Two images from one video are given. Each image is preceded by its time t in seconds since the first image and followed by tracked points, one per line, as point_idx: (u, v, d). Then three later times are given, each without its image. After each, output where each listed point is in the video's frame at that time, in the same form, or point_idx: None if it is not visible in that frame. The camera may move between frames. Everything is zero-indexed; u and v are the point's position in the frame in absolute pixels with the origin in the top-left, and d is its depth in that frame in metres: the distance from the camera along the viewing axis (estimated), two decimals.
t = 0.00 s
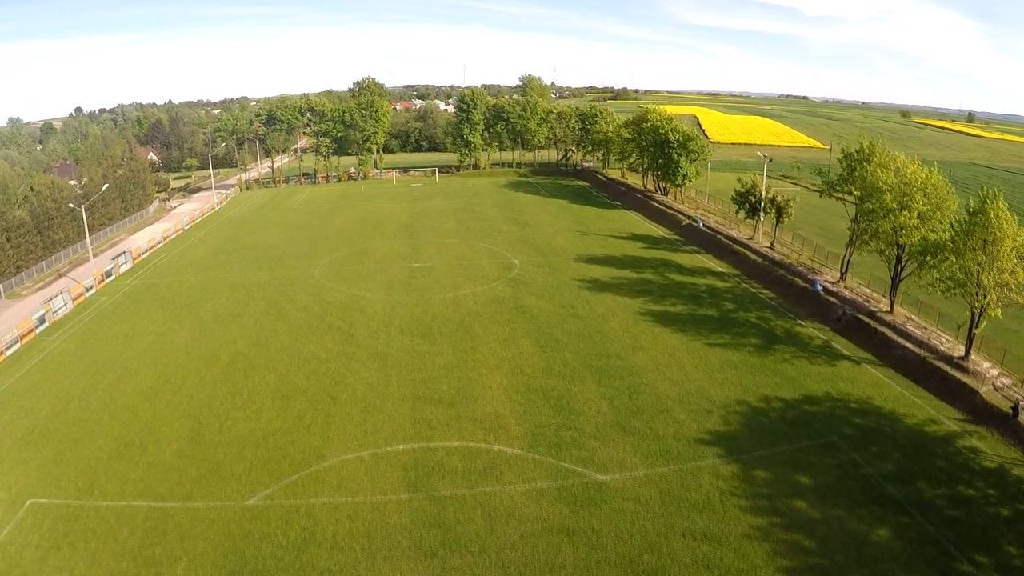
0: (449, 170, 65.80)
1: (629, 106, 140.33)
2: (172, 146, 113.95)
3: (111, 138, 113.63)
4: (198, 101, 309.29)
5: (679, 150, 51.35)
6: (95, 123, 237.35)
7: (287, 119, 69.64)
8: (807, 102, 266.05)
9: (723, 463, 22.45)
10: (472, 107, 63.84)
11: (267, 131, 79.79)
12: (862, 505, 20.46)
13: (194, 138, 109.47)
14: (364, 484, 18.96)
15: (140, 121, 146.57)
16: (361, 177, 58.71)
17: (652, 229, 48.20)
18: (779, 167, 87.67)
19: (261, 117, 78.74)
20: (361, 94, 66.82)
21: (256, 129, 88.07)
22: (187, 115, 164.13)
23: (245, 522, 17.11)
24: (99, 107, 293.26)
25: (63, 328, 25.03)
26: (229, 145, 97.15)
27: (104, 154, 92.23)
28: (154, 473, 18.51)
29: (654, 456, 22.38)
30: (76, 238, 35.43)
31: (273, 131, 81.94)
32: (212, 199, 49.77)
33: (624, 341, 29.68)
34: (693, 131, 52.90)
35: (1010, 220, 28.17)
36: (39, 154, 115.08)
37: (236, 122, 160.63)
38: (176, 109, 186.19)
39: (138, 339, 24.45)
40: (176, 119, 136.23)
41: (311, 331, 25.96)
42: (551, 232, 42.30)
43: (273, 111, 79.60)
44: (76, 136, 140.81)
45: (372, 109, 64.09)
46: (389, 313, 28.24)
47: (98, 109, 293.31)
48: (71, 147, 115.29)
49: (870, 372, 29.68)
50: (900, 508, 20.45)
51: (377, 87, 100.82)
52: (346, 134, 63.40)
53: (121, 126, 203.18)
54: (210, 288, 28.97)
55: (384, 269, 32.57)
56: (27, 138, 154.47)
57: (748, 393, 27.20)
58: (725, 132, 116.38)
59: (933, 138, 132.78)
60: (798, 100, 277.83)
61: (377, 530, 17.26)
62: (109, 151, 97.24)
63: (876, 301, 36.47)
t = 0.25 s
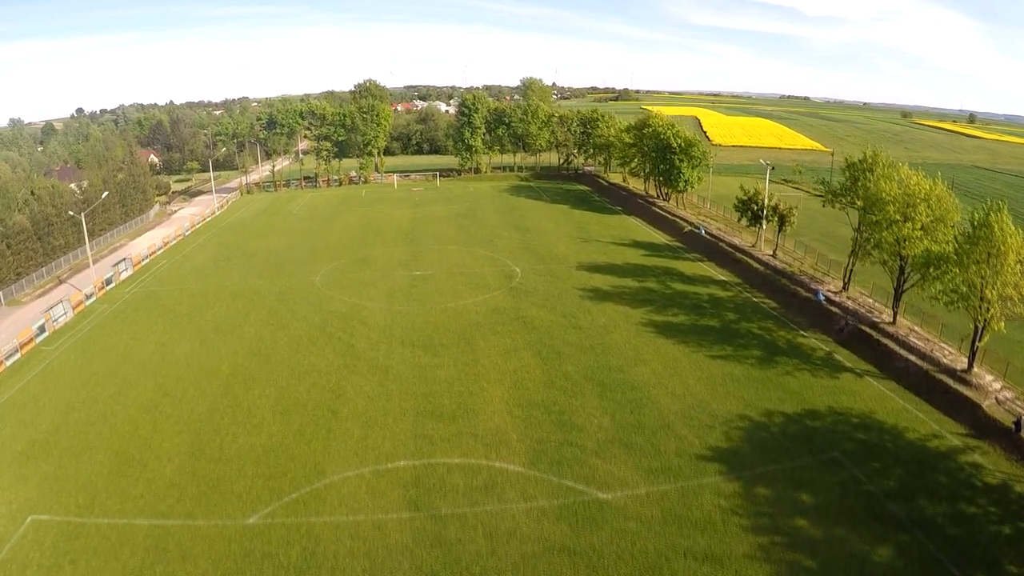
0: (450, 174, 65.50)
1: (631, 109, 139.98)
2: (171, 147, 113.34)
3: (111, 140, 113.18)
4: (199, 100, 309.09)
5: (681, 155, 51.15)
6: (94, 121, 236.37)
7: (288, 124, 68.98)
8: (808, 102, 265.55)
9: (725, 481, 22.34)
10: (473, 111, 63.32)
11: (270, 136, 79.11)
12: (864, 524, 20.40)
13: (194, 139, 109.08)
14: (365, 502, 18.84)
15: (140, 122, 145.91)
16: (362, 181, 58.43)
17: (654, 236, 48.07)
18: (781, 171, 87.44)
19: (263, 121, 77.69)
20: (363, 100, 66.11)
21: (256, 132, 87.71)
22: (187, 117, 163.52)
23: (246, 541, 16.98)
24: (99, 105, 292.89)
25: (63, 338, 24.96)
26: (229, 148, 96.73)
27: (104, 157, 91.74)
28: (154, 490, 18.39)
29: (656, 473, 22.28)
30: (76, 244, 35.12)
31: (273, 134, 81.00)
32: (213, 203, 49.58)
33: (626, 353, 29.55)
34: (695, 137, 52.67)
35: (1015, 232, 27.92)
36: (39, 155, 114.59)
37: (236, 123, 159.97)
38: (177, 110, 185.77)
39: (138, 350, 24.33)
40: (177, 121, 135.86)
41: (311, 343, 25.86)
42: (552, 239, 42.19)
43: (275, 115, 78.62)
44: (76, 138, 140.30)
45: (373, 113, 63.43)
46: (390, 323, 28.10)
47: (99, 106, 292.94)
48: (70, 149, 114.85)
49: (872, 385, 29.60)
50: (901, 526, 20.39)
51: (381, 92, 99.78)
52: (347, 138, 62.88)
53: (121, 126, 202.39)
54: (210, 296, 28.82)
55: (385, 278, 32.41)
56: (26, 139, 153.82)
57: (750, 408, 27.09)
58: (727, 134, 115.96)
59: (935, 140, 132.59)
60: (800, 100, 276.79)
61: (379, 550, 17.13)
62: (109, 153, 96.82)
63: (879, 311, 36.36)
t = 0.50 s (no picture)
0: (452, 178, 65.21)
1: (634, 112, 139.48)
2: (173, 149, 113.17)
3: (113, 141, 112.97)
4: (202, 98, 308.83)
5: (684, 161, 50.89)
6: (97, 120, 236.23)
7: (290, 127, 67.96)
8: (811, 103, 264.78)
9: (727, 498, 22.10)
10: (476, 115, 62.89)
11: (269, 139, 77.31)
12: (866, 543, 20.22)
13: (196, 141, 108.70)
14: (367, 520, 18.65)
15: (142, 123, 145.63)
16: (364, 185, 58.15)
17: (656, 243, 47.86)
18: (784, 176, 87.12)
19: (263, 125, 75.96)
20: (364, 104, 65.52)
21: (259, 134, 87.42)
22: (190, 118, 163.13)
23: (247, 560, 16.79)
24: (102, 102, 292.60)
25: (64, 347, 24.88)
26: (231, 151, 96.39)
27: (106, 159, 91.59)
28: (156, 507, 18.24)
29: (659, 491, 22.02)
30: (77, 250, 34.90)
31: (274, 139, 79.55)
32: (215, 207, 49.41)
33: (628, 366, 29.40)
34: (699, 142, 52.38)
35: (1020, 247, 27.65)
36: (41, 156, 114.46)
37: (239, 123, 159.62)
38: (179, 111, 185.25)
39: (139, 360, 24.27)
40: (179, 122, 135.49)
41: (312, 354, 25.75)
42: (555, 246, 42.02)
43: (275, 118, 76.77)
44: (79, 139, 140.13)
45: (376, 117, 62.73)
46: (392, 334, 27.98)
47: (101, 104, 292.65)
48: (72, 150, 114.65)
49: (875, 400, 29.41)
50: (904, 546, 20.20)
51: (383, 100, 98.54)
52: (349, 142, 62.19)
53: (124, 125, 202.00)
54: (212, 305, 28.73)
55: (387, 287, 32.27)
56: (28, 139, 153.68)
57: (753, 423, 26.86)
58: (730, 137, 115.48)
59: (938, 142, 132.14)
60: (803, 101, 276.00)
61: (381, 570, 16.91)
62: (111, 155, 96.67)
63: (883, 322, 36.14)
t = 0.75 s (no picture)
0: (455, 182, 64.92)
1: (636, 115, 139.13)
2: (175, 151, 113.03)
3: (115, 144, 112.85)
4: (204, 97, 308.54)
5: (687, 167, 50.62)
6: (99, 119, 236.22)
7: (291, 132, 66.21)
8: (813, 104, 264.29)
9: (731, 517, 21.76)
10: (478, 119, 62.75)
11: (271, 144, 75.38)
12: (869, 564, 19.96)
13: (198, 143, 108.52)
14: (369, 538, 18.41)
15: (144, 124, 145.45)
16: (366, 190, 57.83)
17: (659, 250, 47.63)
18: (787, 181, 86.70)
19: (265, 130, 74.47)
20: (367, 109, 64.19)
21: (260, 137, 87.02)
22: (192, 119, 162.99)
23: None
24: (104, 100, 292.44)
25: (65, 356, 24.86)
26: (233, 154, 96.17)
27: (108, 162, 91.49)
28: (158, 524, 18.09)
29: (661, 509, 21.73)
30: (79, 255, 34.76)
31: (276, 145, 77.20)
32: (217, 211, 49.22)
33: (631, 379, 29.22)
34: (702, 148, 52.08)
35: None
36: (43, 158, 114.45)
37: (241, 125, 159.43)
38: (180, 112, 185.04)
39: (140, 372, 24.24)
40: (181, 123, 135.24)
41: (313, 365, 25.68)
42: (557, 253, 41.88)
43: (277, 123, 74.51)
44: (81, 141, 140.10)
45: (379, 121, 61.21)
46: (394, 345, 27.88)
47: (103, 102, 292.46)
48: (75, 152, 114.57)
49: (879, 414, 29.15)
50: (907, 567, 19.92)
51: (386, 108, 97.23)
52: (352, 146, 60.57)
53: (126, 126, 201.84)
54: (213, 314, 28.66)
55: (389, 296, 32.17)
56: (31, 141, 153.65)
57: (756, 438, 26.55)
58: (733, 140, 114.97)
59: (941, 144, 131.73)
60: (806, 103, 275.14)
61: None
62: (113, 158, 96.58)
63: (886, 333, 35.88)
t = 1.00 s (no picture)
0: (456, 186, 64.58)
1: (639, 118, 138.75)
2: (177, 153, 112.95)
3: (118, 146, 112.77)
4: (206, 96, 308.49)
5: (689, 174, 50.30)
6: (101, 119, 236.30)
7: (292, 136, 64.57)
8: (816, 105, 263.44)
9: (732, 535, 21.20)
10: (479, 123, 62.56)
11: (272, 148, 74.26)
12: None
13: (200, 145, 108.33)
14: (370, 557, 18.12)
15: (146, 125, 145.38)
16: (367, 194, 57.52)
17: (661, 257, 47.31)
18: (790, 185, 86.23)
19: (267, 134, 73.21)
20: (369, 112, 63.30)
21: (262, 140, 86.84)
22: (194, 121, 162.93)
23: None
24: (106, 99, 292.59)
25: (65, 367, 24.85)
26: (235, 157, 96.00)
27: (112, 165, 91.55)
28: (158, 540, 17.87)
29: (663, 527, 21.23)
30: (79, 261, 34.58)
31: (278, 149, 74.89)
32: (217, 215, 49.06)
33: (633, 392, 28.94)
34: (704, 154, 51.75)
35: None
36: (46, 160, 114.55)
37: (243, 127, 159.39)
38: (182, 114, 185.22)
39: (140, 383, 24.11)
40: (183, 125, 135.20)
41: (314, 377, 25.54)
42: (558, 260, 41.61)
43: (278, 127, 73.05)
44: (85, 143, 140.33)
45: (380, 125, 60.40)
46: (394, 357, 27.69)
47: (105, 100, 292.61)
48: (77, 155, 114.69)
49: (882, 427, 28.64)
50: None
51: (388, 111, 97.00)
52: (353, 151, 60.05)
53: (128, 126, 201.83)
54: (213, 323, 28.50)
55: (390, 305, 31.97)
56: (34, 142, 153.84)
57: (759, 453, 25.98)
58: (735, 142, 114.47)
59: (944, 147, 131.13)
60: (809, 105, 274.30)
61: None
62: (116, 160, 96.61)
63: (890, 345, 35.49)
